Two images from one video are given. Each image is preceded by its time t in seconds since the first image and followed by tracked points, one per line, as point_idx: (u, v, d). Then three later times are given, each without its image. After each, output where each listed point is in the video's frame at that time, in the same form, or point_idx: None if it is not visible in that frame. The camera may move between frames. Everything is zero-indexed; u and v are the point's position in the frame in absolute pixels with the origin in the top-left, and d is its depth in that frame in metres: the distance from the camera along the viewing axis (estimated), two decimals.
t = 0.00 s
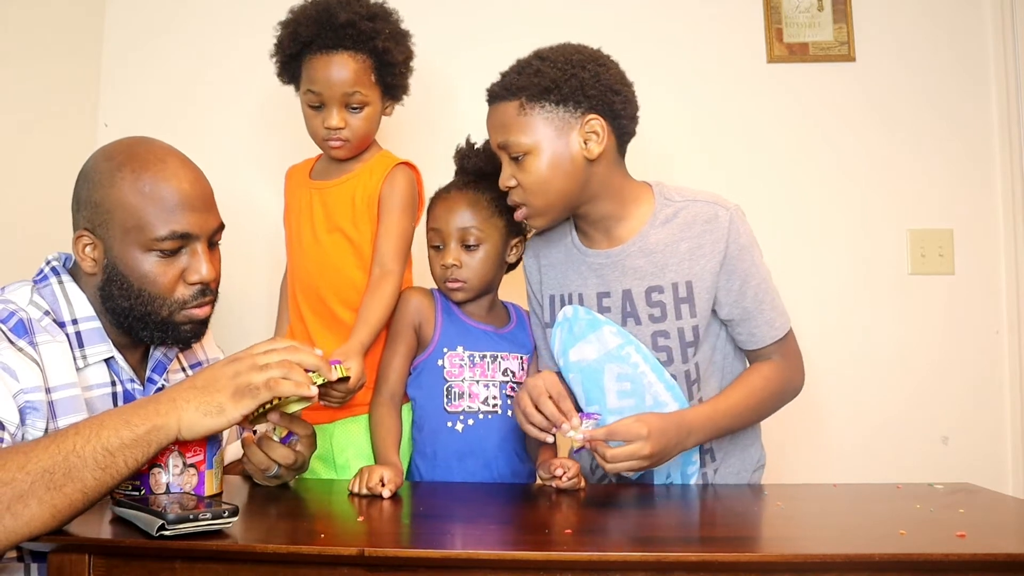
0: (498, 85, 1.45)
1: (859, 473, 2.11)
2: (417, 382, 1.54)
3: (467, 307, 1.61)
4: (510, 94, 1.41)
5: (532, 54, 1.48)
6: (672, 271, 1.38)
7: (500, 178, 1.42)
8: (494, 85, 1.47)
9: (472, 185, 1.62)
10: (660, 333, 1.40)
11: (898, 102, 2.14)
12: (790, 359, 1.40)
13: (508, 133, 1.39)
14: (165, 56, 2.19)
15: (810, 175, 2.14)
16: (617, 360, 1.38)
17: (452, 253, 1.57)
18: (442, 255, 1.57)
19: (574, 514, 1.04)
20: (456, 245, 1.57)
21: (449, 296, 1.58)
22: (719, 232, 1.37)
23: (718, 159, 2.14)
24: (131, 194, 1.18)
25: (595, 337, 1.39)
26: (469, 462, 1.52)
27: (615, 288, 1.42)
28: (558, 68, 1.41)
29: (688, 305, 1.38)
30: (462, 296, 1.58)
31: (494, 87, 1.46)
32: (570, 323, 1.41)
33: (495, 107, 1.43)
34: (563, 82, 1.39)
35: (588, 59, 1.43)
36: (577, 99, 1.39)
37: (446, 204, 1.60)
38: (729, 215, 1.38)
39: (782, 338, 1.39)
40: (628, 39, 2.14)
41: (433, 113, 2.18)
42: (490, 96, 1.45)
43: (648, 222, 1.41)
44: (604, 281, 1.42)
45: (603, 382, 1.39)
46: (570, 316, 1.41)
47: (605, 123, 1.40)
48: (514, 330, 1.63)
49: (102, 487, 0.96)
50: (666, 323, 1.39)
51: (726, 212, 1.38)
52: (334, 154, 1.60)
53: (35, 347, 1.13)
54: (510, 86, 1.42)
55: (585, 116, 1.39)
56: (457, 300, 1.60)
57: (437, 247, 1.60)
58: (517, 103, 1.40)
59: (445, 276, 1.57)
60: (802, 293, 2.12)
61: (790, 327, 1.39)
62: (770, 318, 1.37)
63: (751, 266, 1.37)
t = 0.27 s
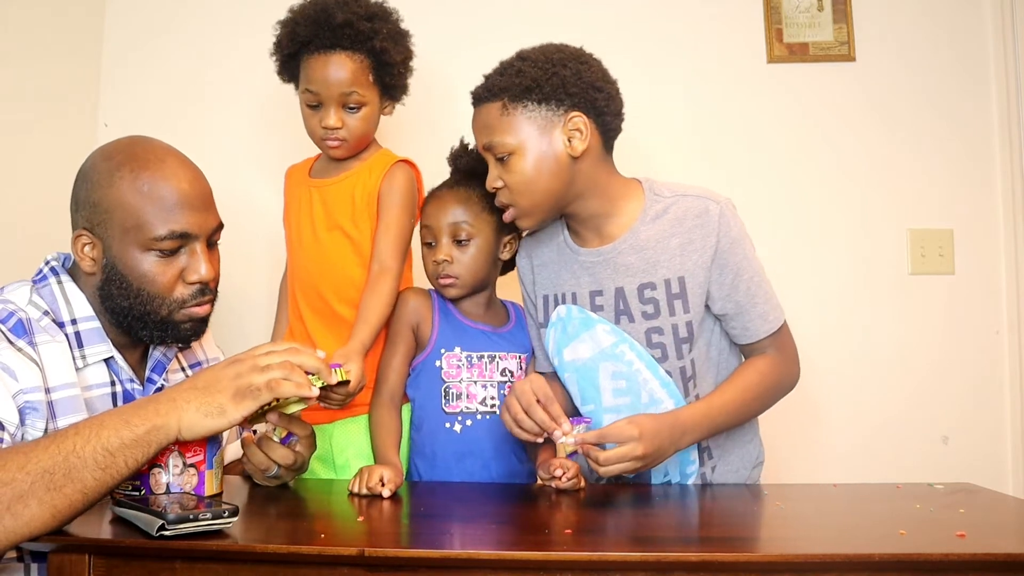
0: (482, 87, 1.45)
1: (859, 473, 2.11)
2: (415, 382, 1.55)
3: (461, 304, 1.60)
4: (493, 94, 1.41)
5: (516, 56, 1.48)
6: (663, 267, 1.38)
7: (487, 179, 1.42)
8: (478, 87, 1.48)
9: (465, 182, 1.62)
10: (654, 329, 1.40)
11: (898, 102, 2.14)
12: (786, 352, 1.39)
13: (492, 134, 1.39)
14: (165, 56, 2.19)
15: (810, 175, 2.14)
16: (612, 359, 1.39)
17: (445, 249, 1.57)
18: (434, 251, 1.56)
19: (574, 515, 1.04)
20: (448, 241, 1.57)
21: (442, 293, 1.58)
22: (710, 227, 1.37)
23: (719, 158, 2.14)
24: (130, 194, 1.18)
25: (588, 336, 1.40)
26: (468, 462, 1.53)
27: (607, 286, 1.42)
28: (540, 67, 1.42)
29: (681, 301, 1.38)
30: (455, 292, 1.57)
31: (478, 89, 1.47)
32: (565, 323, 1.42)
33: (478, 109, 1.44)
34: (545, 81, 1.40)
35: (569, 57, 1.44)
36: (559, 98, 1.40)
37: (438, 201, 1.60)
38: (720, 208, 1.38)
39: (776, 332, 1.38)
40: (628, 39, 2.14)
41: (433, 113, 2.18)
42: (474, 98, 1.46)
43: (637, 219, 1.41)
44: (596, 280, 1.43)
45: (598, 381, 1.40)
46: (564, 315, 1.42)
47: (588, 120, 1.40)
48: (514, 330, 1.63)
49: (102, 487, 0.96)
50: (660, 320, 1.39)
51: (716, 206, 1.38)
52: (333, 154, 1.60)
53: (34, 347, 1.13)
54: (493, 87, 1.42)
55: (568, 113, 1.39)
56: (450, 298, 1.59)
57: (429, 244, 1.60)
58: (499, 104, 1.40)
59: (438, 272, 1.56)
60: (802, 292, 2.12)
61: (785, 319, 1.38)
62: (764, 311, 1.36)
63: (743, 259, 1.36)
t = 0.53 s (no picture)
0: (472, 90, 1.46)
1: (859, 473, 2.11)
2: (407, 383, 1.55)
3: (455, 302, 1.61)
4: (483, 97, 1.42)
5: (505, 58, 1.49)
6: (659, 266, 1.38)
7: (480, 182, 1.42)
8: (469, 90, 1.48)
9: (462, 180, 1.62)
10: (651, 329, 1.39)
11: (898, 102, 2.14)
12: (783, 351, 1.39)
13: (484, 137, 1.39)
14: (165, 56, 2.19)
15: (810, 175, 2.14)
16: (609, 360, 1.39)
17: (435, 246, 1.57)
18: (424, 249, 1.57)
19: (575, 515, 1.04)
20: (439, 238, 1.58)
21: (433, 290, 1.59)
22: (705, 225, 1.37)
23: (719, 158, 2.14)
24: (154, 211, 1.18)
25: (585, 337, 1.41)
26: (459, 463, 1.53)
27: (603, 287, 1.42)
28: (530, 69, 1.42)
29: (678, 300, 1.38)
30: (445, 290, 1.57)
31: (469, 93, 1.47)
32: (561, 324, 1.43)
33: (470, 113, 1.44)
34: (534, 81, 1.40)
35: (559, 57, 1.44)
36: (550, 99, 1.40)
37: (433, 199, 1.60)
38: (714, 206, 1.38)
39: (774, 330, 1.37)
40: (628, 39, 2.14)
41: (434, 113, 2.18)
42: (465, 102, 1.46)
43: (632, 218, 1.41)
44: (592, 281, 1.42)
45: (595, 382, 1.40)
46: (560, 317, 1.43)
47: (580, 120, 1.40)
48: (510, 330, 1.63)
49: (103, 492, 0.96)
50: (657, 319, 1.39)
51: (711, 204, 1.38)
52: (330, 150, 1.60)
53: (30, 345, 1.14)
54: (483, 90, 1.42)
55: (559, 113, 1.39)
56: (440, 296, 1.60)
57: (422, 241, 1.60)
58: (490, 107, 1.40)
59: (427, 269, 1.57)
60: (802, 293, 2.12)
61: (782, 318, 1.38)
62: (760, 309, 1.36)
63: (738, 257, 1.36)
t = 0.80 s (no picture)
0: (466, 91, 1.46)
1: (859, 473, 2.11)
2: (405, 381, 1.55)
3: (455, 301, 1.61)
4: (478, 98, 1.42)
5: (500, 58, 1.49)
6: (656, 266, 1.38)
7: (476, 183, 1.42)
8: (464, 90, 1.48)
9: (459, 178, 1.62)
10: (649, 328, 1.40)
11: (899, 101, 2.14)
12: (782, 350, 1.38)
13: (480, 138, 1.39)
14: (165, 56, 2.19)
15: (810, 175, 2.13)
16: (607, 360, 1.39)
17: (433, 244, 1.58)
18: (422, 247, 1.58)
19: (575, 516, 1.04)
20: (438, 236, 1.58)
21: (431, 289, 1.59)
22: (701, 223, 1.36)
23: (719, 158, 2.14)
24: (154, 219, 1.18)
25: (583, 338, 1.40)
26: (457, 461, 1.52)
27: (601, 287, 1.42)
28: (524, 69, 1.41)
29: (676, 299, 1.38)
30: (443, 289, 1.57)
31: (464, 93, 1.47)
32: (559, 325, 1.42)
33: (465, 114, 1.44)
34: (529, 82, 1.40)
35: (553, 57, 1.44)
36: (545, 99, 1.39)
37: (433, 197, 1.60)
38: (710, 204, 1.37)
39: (773, 328, 1.37)
40: (628, 39, 2.14)
41: (434, 113, 2.18)
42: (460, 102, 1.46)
43: (629, 217, 1.41)
44: (589, 281, 1.43)
45: (594, 382, 1.40)
46: (557, 317, 1.42)
47: (575, 119, 1.40)
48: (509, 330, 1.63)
49: (107, 497, 0.95)
50: (655, 319, 1.39)
51: (707, 202, 1.37)
52: (329, 150, 1.60)
53: (29, 344, 1.13)
54: (478, 91, 1.42)
55: (554, 113, 1.39)
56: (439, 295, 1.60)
57: (420, 240, 1.61)
58: (485, 107, 1.40)
59: (426, 268, 1.57)
60: (802, 292, 2.12)
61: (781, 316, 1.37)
62: (758, 307, 1.35)
63: (735, 256, 1.35)
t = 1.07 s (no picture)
0: (459, 95, 1.46)
1: (859, 472, 2.11)
2: (407, 383, 1.56)
3: (456, 303, 1.61)
4: (470, 103, 1.42)
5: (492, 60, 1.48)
6: (652, 267, 1.38)
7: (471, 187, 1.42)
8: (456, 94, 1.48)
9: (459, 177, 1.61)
10: (647, 329, 1.40)
11: (898, 100, 2.14)
12: (774, 355, 1.36)
13: (473, 142, 1.39)
14: (165, 55, 2.19)
15: (810, 174, 2.13)
16: (606, 362, 1.38)
17: (431, 247, 1.57)
18: (420, 249, 1.58)
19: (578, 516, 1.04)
20: (436, 238, 1.57)
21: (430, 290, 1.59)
22: (697, 223, 1.36)
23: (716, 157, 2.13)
24: (147, 217, 1.18)
25: (581, 339, 1.39)
26: (461, 461, 1.53)
27: (597, 288, 1.42)
28: (515, 71, 1.41)
29: (672, 300, 1.38)
30: (443, 291, 1.57)
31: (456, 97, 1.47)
32: (556, 326, 1.41)
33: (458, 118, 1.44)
34: (520, 84, 1.39)
35: (546, 59, 1.43)
36: (537, 101, 1.39)
37: (431, 197, 1.59)
38: (706, 204, 1.37)
39: (764, 330, 1.35)
40: (627, 38, 2.14)
41: (433, 113, 2.18)
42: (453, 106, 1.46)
43: (626, 218, 1.40)
44: (586, 282, 1.43)
45: (592, 385, 1.39)
46: (556, 319, 1.41)
47: (568, 121, 1.40)
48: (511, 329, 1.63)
49: (107, 500, 0.95)
50: (653, 320, 1.39)
51: (703, 202, 1.37)
52: (328, 151, 1.60)
53: (24, 340, 1.13)
54: (469, 96, 1.42)
55: (546, 116, 1.38)
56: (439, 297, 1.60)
57: (418, 242, 1.60)
58: (477, 111, 1.40)
59: (424, 270, 1.58)
60: (801, 292, 2.12)
61: (773, 317, 1.36)
62: (750, 309, 1.34)
63: (730, 255, 1.35)
